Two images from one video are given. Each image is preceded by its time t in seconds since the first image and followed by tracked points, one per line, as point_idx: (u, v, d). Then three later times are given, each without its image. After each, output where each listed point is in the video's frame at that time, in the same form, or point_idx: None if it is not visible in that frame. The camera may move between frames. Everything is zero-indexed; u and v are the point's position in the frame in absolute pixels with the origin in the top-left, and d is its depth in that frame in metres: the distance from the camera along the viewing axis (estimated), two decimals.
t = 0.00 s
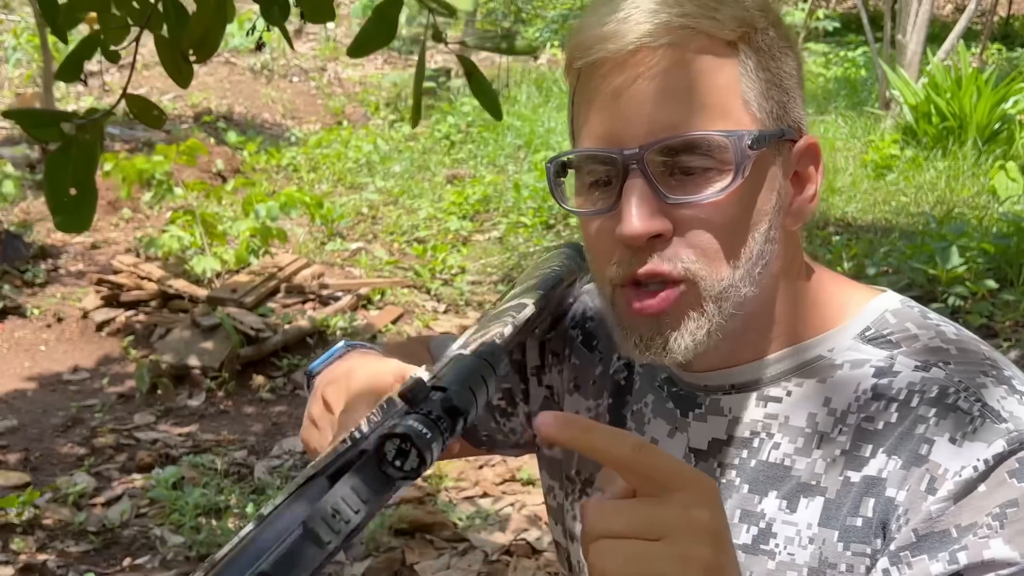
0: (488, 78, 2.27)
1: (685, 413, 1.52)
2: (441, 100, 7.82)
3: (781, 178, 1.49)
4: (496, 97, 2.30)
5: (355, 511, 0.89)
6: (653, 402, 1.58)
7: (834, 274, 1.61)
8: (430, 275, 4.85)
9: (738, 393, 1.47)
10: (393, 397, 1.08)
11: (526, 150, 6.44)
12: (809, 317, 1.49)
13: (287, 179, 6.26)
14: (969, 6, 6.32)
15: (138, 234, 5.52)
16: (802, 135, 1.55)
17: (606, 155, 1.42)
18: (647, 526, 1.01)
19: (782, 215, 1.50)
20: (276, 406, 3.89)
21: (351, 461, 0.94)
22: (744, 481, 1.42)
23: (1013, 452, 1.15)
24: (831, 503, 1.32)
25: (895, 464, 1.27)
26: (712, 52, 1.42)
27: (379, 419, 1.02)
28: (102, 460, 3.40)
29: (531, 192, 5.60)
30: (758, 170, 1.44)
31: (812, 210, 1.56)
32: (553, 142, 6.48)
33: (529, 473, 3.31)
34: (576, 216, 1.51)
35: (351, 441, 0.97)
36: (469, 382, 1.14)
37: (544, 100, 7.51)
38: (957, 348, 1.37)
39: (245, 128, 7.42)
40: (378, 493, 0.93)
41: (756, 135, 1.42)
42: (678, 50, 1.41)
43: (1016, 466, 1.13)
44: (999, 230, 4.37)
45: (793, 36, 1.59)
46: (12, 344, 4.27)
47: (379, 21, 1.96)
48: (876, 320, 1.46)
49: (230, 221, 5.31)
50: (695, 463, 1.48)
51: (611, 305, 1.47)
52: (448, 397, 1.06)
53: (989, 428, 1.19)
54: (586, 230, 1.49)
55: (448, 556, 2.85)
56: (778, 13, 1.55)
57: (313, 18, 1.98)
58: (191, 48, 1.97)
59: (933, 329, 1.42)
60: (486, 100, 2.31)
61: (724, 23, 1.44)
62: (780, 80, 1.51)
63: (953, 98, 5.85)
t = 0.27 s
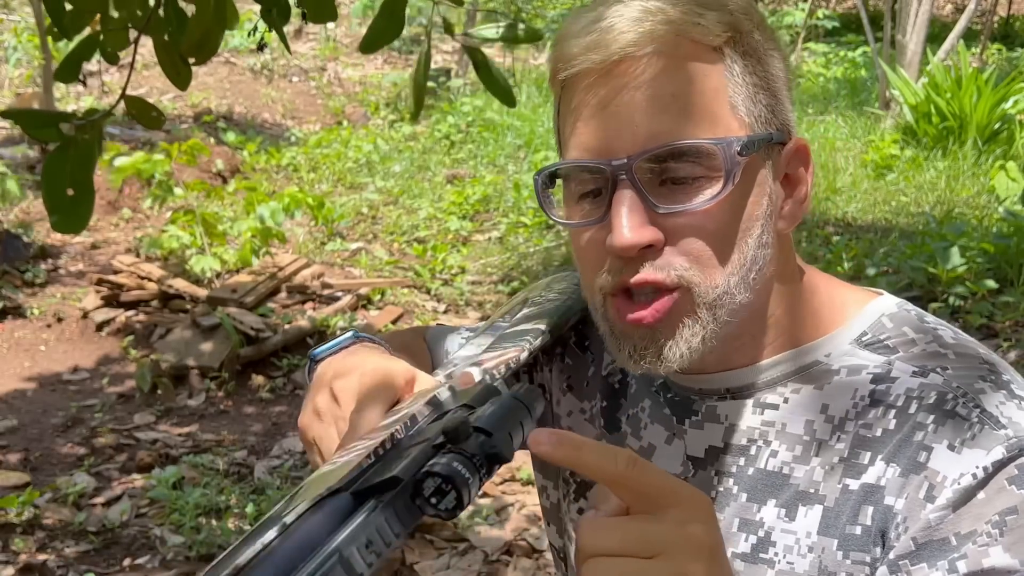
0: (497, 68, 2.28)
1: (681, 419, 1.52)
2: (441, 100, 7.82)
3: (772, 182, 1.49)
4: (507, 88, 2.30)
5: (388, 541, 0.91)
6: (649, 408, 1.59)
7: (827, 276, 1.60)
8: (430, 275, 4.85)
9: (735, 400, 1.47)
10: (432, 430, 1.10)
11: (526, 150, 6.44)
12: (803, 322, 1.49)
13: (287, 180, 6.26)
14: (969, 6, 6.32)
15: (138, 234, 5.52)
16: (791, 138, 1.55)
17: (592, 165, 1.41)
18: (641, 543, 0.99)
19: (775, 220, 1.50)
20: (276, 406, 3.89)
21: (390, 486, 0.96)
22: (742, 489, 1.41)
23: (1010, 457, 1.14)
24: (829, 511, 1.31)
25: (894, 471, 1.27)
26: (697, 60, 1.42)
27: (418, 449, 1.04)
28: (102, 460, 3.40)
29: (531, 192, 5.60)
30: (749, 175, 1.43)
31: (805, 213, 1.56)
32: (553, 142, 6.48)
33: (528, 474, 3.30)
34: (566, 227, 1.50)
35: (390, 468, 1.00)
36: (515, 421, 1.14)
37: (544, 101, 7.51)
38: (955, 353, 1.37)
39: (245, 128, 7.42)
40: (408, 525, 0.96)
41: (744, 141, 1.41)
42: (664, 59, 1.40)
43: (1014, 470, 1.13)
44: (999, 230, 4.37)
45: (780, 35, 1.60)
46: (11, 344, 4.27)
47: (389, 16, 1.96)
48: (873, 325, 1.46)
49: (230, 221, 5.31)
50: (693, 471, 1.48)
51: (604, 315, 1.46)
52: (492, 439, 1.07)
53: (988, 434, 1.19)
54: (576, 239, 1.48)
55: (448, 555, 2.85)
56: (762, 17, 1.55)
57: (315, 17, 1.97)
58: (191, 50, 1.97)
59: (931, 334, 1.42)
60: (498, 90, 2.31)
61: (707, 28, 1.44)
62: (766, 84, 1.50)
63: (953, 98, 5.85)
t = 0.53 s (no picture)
0: (494, 65, 2.28)
1: (680, 424, 1.52)
2: (441, 100, 7.82)
3: (772, 186, 1.49)
4: (504, 86, 2.30)
5: (386, 539, 0.91)
6: (647, 411, 1.58)
7: (825, 277, 1.60)
8: (430, 275, 4.85)
9: (733, 404, 1.47)
10: (430, 429, 1.09)
11: (526, 150, 6.43)
12: (801, 326, 1.49)
13: (287, 180, 6.26)
14: (969, 6, 6.32)
15: (138, 234, 5.52)
16: (790, 141, 1.55)
17: (593, 174, 1.41)
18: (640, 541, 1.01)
19: (774, 224, 1.50)
20: (276, 406, 3.89)
21: (387, 485, 0.96)
22: (740, 492, 1.41)
23: (1008, 462, 1.14)
24: (826, 515, 1.31)
25: (890, 475, 1.27)
26: (697, 66, 1.41)
27: (415, 449, 1.04)
28: (102, 460, 3.40)
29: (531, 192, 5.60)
30: (749, 182, 1.43)
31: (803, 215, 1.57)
32: (553, 142, 6.47)
33: (528, 473, 3.29)
34: (565, 234, 1.50)
35: (387, 467, 1.00)
36: (511, 422, 1.12)
37: (544, 101, 7.51)
38: (953, 357, 1.36)
39: (245, 128, 7.42)
40: (406, 523, 0.96)
41: (745, 149, 1.42)
42: (664, 67, 1.40)
43: (1011, 475, 1.13)
44: (999, 230, 4.37)
45: (778, 36, 1.59)
46: (11, 344, 4.27)
47: (385, 21, 1.96)
48: (871, 327, 1.46)
49: (231, 221, 5.31)
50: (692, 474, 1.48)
51: (606, 321, 1.47)
52: (489, 437, 1.06)
53: (985, 437, 1.19)
54: (577, 247, 1.48)
55: (448, 555, 2.85)
56: (761, 19, 1.54)
57: (315, 20, 1.97)
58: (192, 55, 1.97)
59: (928, 336, 1.42)
60: (495, 89, 2.31)
61: (705, 34, 1.43)
62: (765, 88, 1.50)
63: (953, 98, 5.85)
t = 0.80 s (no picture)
0: (483, 84, 2.28)
1: (684, 424, 1.52)
2: (442, 100, 7.82)
3: (776, 187, 1.49)
4: (489, 105, 2.31)
5: (385, 538, 0.90)
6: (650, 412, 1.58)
7: (831, 279, 1.60)
8: (430, 275, 4.85)
9: (737, 405, 1.47)
10: (429, 429, 1.09)
11: (526, 150, 6.43)
12: (805, 327, 1.49)
13: (287, 179, 6.26)
14: (969, 6, 6.32)
15: (138, 234, 5.51)
16: (794, 142, 1.55)
17: (599, 176, 1.41)
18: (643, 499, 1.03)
19: (778, 225, 1.50)
20: (276, 406, 3.88)
21: (385, 485, 0.95)
22: (743, 491, 1.42)
23: (1008, 456, 1.14)
24: (827, 511, 1.31)
25: (891, 470, 1.27)
26: (703, 68, 1.42)
27: (415, 450, 1.04)
28: (102, 460, 3.40)
29: (531, 192, 5.59)
30: (754, 183, 1.44)
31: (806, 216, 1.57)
32: (553, 142, 6.47)
33: (528, 473, 3.29)
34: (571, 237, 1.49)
35: (387, 467, 0.99)
36: (510, 421, 1.11)
37: (544, 101, 7.51)
38: (955, 353, 1.36)
39: (245, 128, 7.42)
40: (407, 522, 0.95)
41: (751, 151, 1.42)
42: (672, 69, 1.40)
43: (1010, 468, 1.13)
44: (999, 230, 4.37)
45: (782, 38, 1.59)
46: (11, 344, 4.27)
47: (373, 27, 1.96)
48: (873, 326, 1.46)
49: (231, 221, 5.31)
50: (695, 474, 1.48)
51: (610, 322, 1.47)
52: (489, 436, 1.05)
53: (985, 432, 1.19)
54: (583, 249, 1.48)
55: (448, 556, 2.85)
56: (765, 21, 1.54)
57: (314, 19, 1.97)
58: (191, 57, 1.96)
59: (931, 334, 1.42)
60: (481, 107, 2.31)
61: (712, 35, 1.43)
62: (770, 89, 1.50)
63: (953, 98, 5.85)
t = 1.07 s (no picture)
0: (486, 80, 2.28)
1: (688, 422, 1.52)
2: (441, 100, 7.82)
3: (789, 185, 1.50)
4: (494, 100, 2.30)
5: (383, 533, 0.89)
6: (654, 411, 1.60)
7: (836, 278, 1.61)
8: (430, 275, 4.85)
9: (743, 401, 1.47)
10: (428, 429, 1.10)
11: (526, 150, 6.43)
12: (811, 323, 1.50)
13: (287, 180, 6.26)
14: (969, 6, 6.32)
15: (138, 234, 5.51)
16: (802, 139, 1.56)
17: (619, 174, 1.40)
18: (592, 460, 0.98)
19: (789, 222, 1.51)
20: (276, 406, 3.88)
21: (383, 483, 0.95)
22: (746, 483, 1.41)
23: (1007, 436, 1.14)
24: (828, 498, 1.31)
25: (888, 453, 1.27)
26: (718, 66, 1.42)
27: (414, 448, 1.04)
28: (102, 460, 3.40)
29: (531, 192, 5.59)
30: (772, 178, 1.43)
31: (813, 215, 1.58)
32: (553, 142, 6.47)
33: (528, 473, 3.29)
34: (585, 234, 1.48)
35: (385, 466, 0.99)
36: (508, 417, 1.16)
37: (544, 100, 7.51)
38: (957, 344, 1.36)
39: (245, 128, 7.42)
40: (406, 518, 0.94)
41: (769, 148, 1.42)
42: (689, 68, 1.40)
43: (1008, 448, 1.13)
44: (999, 230, 4.37)
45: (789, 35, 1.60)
46: (11, 344, 4.27)
47: (373, 26, 1.95)
48: (877, 319, 1.46)
49: (230, 221, 5.31)
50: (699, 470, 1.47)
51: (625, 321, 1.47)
52: (484, 434, 1.08)
53: (984, 415, 1.19)
54: (598, 246, 1.47)
55: (448, 555, 2.85)
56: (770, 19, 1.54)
57: (311, 21, 1.96)
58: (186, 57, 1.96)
59: (935, 327, 1.42)
60: (485, 102, 2.31)
61: (727, 33, 1.44)
62: (780, 87, 1.51)
63: (953, 98, 5.85)
